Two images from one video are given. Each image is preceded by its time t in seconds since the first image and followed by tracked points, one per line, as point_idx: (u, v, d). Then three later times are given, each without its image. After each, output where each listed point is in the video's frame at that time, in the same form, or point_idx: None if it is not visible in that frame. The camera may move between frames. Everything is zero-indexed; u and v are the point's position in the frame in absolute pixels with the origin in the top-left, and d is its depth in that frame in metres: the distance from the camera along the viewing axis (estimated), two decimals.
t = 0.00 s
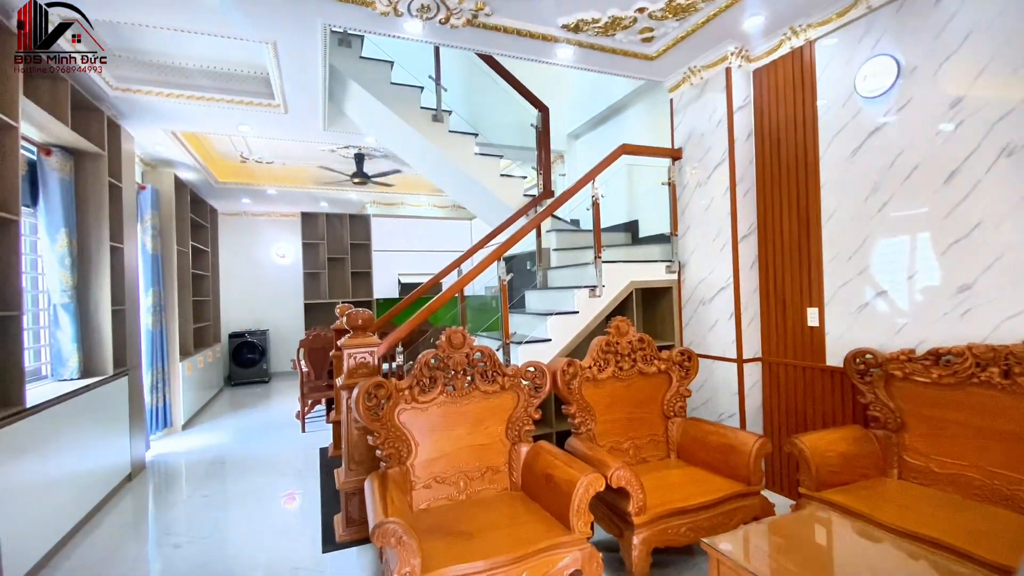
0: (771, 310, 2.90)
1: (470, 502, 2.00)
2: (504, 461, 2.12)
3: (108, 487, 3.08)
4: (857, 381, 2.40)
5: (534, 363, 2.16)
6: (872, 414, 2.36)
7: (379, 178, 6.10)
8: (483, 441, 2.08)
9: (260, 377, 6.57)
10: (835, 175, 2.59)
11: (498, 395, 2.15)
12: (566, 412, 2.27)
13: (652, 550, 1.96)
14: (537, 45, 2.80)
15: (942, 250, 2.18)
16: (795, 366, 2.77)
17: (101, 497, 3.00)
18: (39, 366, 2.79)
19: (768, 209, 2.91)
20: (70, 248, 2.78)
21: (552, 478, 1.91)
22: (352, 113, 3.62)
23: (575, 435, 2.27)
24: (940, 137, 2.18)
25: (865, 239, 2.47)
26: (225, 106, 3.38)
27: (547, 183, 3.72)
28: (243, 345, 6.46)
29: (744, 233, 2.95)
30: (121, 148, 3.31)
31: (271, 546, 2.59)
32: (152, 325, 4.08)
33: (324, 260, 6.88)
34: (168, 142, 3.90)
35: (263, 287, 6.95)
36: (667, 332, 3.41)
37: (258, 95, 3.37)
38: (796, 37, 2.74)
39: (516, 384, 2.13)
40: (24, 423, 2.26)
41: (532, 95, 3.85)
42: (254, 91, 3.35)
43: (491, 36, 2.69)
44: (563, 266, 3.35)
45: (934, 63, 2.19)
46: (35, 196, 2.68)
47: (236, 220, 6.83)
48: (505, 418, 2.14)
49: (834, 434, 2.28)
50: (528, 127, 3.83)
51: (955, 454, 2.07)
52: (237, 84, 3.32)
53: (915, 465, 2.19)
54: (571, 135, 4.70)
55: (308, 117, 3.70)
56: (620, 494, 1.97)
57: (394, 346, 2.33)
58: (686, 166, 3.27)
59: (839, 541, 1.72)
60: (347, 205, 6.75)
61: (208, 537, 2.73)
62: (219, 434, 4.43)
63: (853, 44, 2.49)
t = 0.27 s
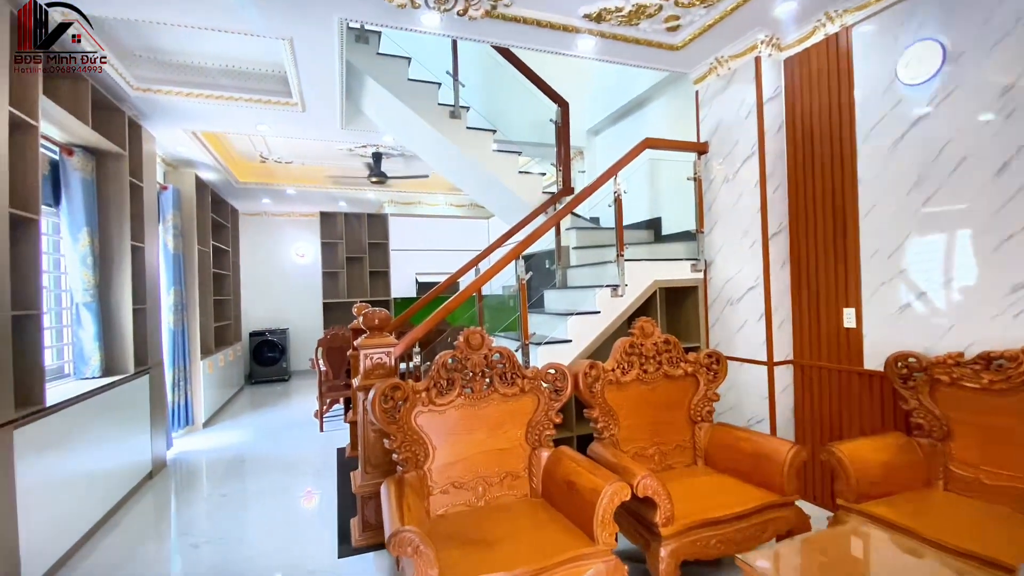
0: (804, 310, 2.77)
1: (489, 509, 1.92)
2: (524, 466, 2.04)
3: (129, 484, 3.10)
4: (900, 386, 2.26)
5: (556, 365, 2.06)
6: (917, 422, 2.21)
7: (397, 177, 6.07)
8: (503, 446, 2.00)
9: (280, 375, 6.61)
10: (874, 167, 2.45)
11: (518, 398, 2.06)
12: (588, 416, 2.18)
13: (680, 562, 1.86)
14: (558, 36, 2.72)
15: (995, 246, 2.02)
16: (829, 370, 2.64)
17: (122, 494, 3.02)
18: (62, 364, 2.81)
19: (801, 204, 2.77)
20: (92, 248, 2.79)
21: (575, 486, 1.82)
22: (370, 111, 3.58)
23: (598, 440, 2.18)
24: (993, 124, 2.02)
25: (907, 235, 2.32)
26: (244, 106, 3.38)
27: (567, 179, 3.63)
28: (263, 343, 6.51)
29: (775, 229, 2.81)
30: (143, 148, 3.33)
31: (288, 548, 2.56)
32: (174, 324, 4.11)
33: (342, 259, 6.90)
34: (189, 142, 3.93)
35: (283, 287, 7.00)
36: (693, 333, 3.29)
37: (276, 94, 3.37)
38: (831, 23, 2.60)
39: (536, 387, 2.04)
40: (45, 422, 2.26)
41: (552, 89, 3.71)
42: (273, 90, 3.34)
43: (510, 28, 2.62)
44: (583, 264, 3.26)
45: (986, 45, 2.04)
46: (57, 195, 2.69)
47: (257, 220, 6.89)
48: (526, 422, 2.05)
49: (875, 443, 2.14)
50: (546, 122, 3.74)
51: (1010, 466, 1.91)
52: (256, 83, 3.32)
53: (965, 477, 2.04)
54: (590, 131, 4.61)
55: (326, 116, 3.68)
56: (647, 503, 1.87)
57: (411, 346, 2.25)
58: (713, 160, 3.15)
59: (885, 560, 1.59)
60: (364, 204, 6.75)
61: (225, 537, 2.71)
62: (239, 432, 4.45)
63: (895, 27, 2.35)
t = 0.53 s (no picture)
0: (839, 309, 2.63)
1: (507, 517, 1.84)
2: (543, 472, 1.95)
3: (149, 481, 3.11)
4: (947, 392, 2.11)
5: (576, 367, 1.97)
6: (966, 430, 2.05)
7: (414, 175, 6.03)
8: (521, 451, 1.91)
9: (299, 374, 6.65)
10: (917, 157, 2.29)
11: (537, 401, 1.96)
12: (610, 421, 2.08)
13: None
14: (578, 26, 2.62)
15: None
16: (867, 373, 2.49)
17: (143, 490, 3.02)
18: (82, 362, 2.83)
19: (837, 198, 2.63)
20: (111, 246, 2.80)
21: (598, 495, 1.73)
22: (386, 108, 3.53)
23: (621, 445, 2.08)
24: None
25: (955, 229, 2.16)
26: (261, 104, 3.37)
27: (587, 175, 3.53)
28: (282, 342, 6.55)
29: (808, 224, 2.67)
30: (162, 146, 3.34)
31: (302, 549, 2.53)
32: (194, 322, 4.14)
33: (360, 258, 6.90)
34: (208, 142, 3.94)
35: (302, 286, 7.04)
36: (719, 334, 3.15)
37: (293, 91, 3.36)
38: (870, 5, 2.45)
39: (556, 390, 1.94)
40: (64, 419, 2.26)
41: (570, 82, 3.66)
42: (290, 87, 3.33)
43: (528, 18, 2.53)
44: (603, 262, 3.15)
45: None
46: (78, 195, 2.71)
47: (276, 220, 6.94)
48: (545, 426, 1.96)
49: (920, 452, 2.00)
50: (565, 116, 3.66)
51: None
52: (274, 81, 3.31)
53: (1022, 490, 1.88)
54: (610, 126, 4.50)
55: (343, 113, 3.64)
56: (674, 514, 1.77)
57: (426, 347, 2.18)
58: (741, 152, 3.01)
59: None
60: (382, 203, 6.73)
61: (242, 536, 2.68)
62: (258, 430, 4.46)
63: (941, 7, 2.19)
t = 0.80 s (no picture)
0: (887, 311, 2.45)
1: (529, 531, 1.73)
2: (567, 483, 1.83)
3: (170, 480, 3.10)
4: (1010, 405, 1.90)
5: (602, 372, 1.85)
6: None
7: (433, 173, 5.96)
8: (544, 461, 1.80)
9: (320, 373, 6.67)
10: (974, 146, 2.09)
11: (561, 408, 1.85)
12: (638, 429, 1.96)
13: None
14: (603, 13, 2.49)
15: None
16: (917, 381, 2.31)
17: (163, 490, 3.01)
18: (103, 362, 2.83)
19: (884, 191, 2.45)
20: (131, 246, 2.80)
21: (626, 511, 1.61)
22: (406, 104, 3.46)
23: (650, 455, 1.95)
24: None
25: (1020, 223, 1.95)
26: (280, 102, 3.33)
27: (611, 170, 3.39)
28: (304, 341, 6.58)
29: (851, 221, 2.49)
30: (182, 146, 3.33)
31: (317, 554, 2.48)
32: (214, 322, 4.15)
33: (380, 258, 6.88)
34: (229, 142, 3.93)
35: (323, 285, 7.07)
36: (753, 337, 2.99)
37: (311, 88, 3.30)
38: None
39: (581, 397, 1.82)
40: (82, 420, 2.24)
41: (595, 75, 3.49)
42: (307, 85, 3.27)
43: (550, 5, 2.42)
44: (628, 261, 3.02)
45: None
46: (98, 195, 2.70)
47: (298, 220, 6.98)
48: (569, 435, 1.84)
49: (982, 468, 1.82)
50: (588, 110, 3.52)
51: None
52: (291, 79, 3.25)
53: None
54: (635, 120, 4.35)
55: (361, 110, 3.58)
56: (710, 533, 1.64)
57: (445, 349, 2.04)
58: (777, 144, 2.84)
59: None
60: (402, 202, 6.68)
61: (258, 540, 2.64)
62: (278, 429, 4.45)
63: None
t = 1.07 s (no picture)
0: (937, 313, 2.28)
1: (552, 547, 1.63)
2: (592, 496, 1.73)
3: (192, 478, 3.09)
4: None
5: (630, 379, 1.73)
6: None
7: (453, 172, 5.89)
8: (567, 473, 1.70)
9: (341, 372, 6.68)
10: None
11: (585, 417, 1.74)
12: (667, 440, 1.84)
13: None
14: None
15: None
16: (972, 391, 2.12)
17: (185, 489, 3.00)
18: (125, 362, 2.84)
19: (935, 185, 2.27)
20: (152, 246, 2.79)
21: (657, 530, 1.49)
22: (425, 101, 3.39)
23: (680, 468, 1.83)
24: None
25: None
26: (298, 100, 3.29)
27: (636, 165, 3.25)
28: (325, 340, 6.60)
29: (898, 217, 2.31)
30: (203, 145, 3.33)
31: (336, 559, 2.42)
32: (235, 322, 4.16)
33: (399, 257, 6.85)
34: (249, 142, 3.93)
35: (344, 285, 7.09)
36: (790, 340, 2.83)
37: (329, 86, 3.25)
38: None
39: (607, 405, 1.72)
40: (101, 421, 2.22)
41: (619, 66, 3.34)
42: (326, 83, 3.23)
43: None
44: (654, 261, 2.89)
45: None
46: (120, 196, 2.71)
47: (319, 220, 7.01)
48: (594, 445, 1.73)
49: None
50: (612, 104, 3.39)
51: None
52: (309, 77, 3.20)
53: None
54: (661, 114, 4.21)
55: (380, 108, 3.52)
56: (748, 554, 1.51)
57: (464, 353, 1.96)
58: (816, 136, 2.68)
59: None
60: (421, 201, 6.60)
61: (276, 542, 2.60)
62: (299, 427, 4.45)
63: None
